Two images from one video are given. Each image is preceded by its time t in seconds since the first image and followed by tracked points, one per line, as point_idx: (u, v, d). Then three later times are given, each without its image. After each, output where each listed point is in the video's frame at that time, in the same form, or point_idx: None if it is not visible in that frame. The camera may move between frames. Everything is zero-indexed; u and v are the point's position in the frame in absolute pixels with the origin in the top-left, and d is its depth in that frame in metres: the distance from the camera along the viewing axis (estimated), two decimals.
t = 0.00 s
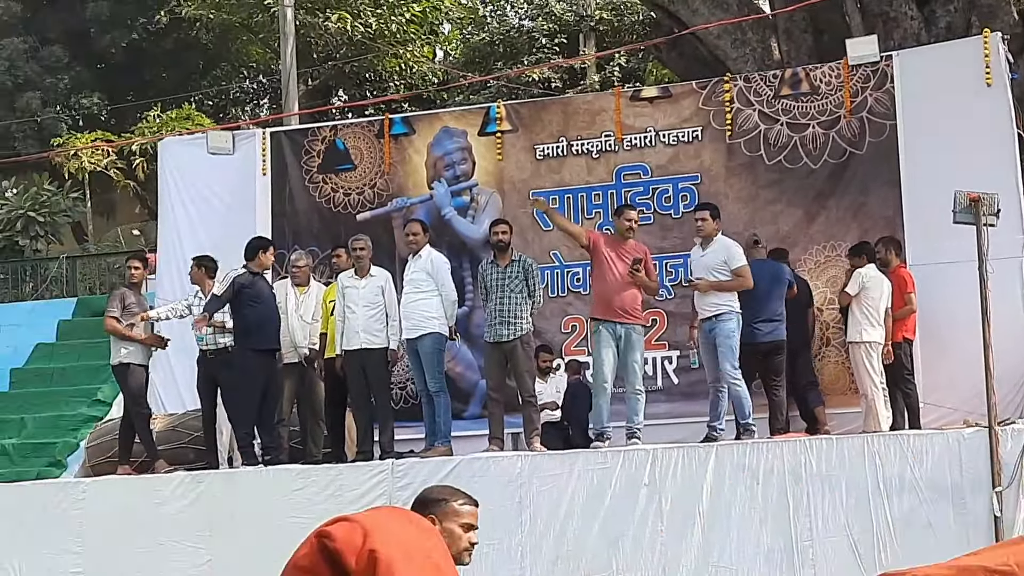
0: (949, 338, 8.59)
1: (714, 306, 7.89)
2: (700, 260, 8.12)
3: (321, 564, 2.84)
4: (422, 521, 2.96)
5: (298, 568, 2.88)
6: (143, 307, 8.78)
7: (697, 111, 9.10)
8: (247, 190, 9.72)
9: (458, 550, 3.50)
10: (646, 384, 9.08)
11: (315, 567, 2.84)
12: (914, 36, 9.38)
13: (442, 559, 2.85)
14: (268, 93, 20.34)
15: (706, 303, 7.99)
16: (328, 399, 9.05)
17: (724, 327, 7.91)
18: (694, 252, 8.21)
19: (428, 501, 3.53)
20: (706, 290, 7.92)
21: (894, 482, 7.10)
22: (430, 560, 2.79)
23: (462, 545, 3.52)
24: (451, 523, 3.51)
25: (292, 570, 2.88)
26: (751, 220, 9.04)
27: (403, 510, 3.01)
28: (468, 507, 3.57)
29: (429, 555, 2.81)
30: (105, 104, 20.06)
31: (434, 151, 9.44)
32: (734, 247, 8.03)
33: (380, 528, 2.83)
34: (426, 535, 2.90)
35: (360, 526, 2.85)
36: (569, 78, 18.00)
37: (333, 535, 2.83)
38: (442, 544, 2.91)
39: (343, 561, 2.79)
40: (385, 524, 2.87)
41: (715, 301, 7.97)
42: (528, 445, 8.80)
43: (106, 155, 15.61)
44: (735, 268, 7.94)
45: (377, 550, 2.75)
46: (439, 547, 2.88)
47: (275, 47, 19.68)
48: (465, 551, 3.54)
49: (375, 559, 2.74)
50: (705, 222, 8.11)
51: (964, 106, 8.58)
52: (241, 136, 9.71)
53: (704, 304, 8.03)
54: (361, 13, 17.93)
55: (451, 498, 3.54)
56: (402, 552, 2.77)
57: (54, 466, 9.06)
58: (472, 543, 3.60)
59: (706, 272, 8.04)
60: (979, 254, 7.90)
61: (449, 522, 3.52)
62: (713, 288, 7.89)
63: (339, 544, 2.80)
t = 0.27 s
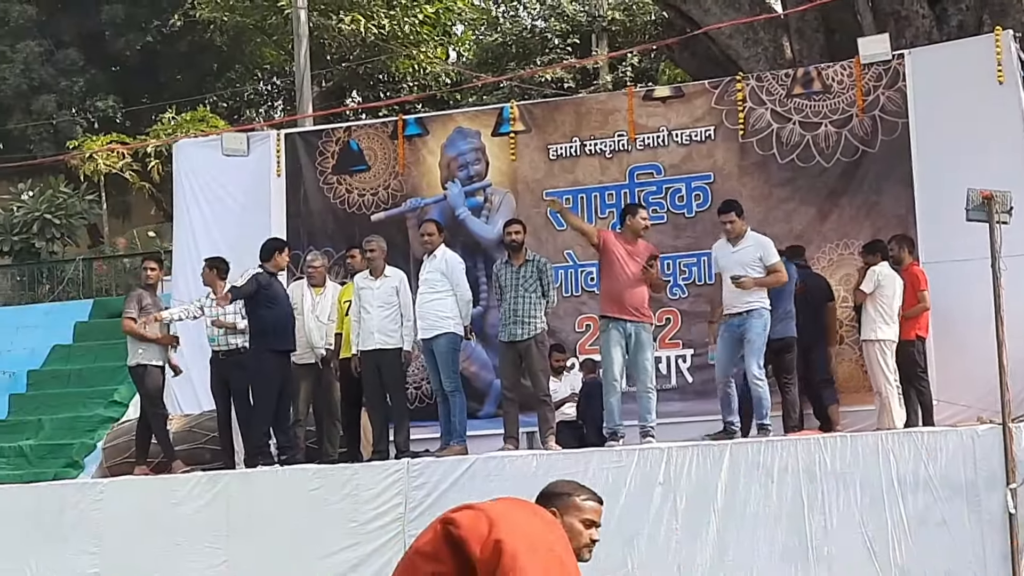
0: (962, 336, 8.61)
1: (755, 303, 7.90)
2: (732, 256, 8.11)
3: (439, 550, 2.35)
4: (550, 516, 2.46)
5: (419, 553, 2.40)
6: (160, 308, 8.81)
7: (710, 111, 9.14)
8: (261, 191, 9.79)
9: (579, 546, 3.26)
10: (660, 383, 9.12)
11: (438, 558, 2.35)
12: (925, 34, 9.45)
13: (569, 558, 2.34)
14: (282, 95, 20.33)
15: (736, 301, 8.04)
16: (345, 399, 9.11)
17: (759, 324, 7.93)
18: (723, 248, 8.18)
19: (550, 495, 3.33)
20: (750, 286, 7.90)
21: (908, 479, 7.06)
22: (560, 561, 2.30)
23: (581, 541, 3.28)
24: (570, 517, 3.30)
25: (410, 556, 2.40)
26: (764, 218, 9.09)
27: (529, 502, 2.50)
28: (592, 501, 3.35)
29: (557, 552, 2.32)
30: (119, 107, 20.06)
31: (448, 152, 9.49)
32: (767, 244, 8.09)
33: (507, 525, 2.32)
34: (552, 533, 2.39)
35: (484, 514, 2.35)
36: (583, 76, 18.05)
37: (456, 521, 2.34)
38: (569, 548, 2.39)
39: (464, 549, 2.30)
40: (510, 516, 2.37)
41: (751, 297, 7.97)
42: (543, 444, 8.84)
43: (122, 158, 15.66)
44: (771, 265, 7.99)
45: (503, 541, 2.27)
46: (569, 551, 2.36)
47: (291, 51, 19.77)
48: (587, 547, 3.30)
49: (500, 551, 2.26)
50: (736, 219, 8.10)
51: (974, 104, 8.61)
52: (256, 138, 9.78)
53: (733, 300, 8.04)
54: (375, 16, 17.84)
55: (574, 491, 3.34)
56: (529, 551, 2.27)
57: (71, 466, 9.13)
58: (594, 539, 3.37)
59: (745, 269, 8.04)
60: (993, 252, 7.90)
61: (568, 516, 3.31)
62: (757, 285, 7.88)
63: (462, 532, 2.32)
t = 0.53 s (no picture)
0: (978, 334, 8.57)
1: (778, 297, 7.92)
2: (753, 250, 8.10)
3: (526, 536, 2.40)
4: (638, 498, 2.50)
5: (504, 541, 2.45)
6: (174, 309, 8.80)
7: (724, 109, 9.12)
8: (274, 192, 9.78)
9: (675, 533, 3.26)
10: (675, 383, 9.09)
11: (523, 543, 2.41)
12: (940, 32, 9.43)
13: (657, 544, 2.36)
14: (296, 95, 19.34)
15: (751, 296, 8.03)
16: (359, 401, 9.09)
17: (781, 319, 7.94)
18: (742, 242, 8.16)
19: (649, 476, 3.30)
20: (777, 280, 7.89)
21: (924, 478, 7.04)
22: (648, 548, 2.33)
23: (676, 526, 3.27)
24: (668, 501, 3.26)
25: (495, 544, 2.45)
26: (779, 217, 9.07)
27: (617, 485, 2.53)
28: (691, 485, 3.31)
29: (645, 538, 2.36)
30: (132, 108, 19.33)
31: (461, 152, 9.49)
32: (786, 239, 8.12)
33: (595, 512, 2.35)
34: (645, 516, 2.42)
35: (569, 500, 2.40)
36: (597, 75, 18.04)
37: (540, 508, 2.39)
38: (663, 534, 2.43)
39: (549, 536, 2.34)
40: (595, 499, 2.41)
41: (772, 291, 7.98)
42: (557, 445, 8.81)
43: (136, 158, 15.58)
44: (792, 259, 8.01)
45: (587, 528, 2.30)
46: (657, 535, 2.40)
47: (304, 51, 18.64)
48: (681, 533, 3.28)
49: (583, 539, 2.30)
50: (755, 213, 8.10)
51: (989, 103, 8.58)
52: (269, 138, 9.78)
53: (752, 295, 8.03)
54: (387, 15, 17.28)
55: (675, 474, 3.30)
56: (616, 539, 2.30)
57: (85, 468, 9.11)
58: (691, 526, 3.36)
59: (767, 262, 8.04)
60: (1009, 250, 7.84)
61: (665, 500, 3.27)
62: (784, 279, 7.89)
63: (545, 519, 2.36)
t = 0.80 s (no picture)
0: (992, 334, 8.56)
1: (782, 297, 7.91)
2: (758, 249, 8.10)
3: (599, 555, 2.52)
4: (715, 512, 2.59)
5: (578, 559, 2.58)
6: (188, 309, 8.80)
7: (735, 109, 9.14)
8: (286, 192, 9.81)
9: (765, 543, 3.13)
10: (688, 383, 9.10)
11: (594, 561, 2.53)
12: (951, 32, 9.45)
13: (727, 553, 2.48)
14: (307, 96, 19.66)
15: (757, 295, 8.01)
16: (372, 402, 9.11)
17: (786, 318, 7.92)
18: (748, 241, 8.16)
19: (741, 483, 3.18)
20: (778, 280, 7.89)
21: (937, 477, 6.92)
22: (716, 560, 2.44)
23: (768, 536, 3.14)
24: (757, 510, 3.14)
25: (571, 561, 2.58)
26: (791, 217, 9.08)
27: (696, 495, 2.64)
28: (785, 493, 3.16)
29: (714, 551, 2.46)
30: (145, 109, 19.29)
31: (473, 152, 9.52)
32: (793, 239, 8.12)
33: (664, 531, 2.45)
34: (716, 527, 2.54)
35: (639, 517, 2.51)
36: (607, 77, 18.11)
37: (609, 527, 2.50)
38: (739, 543, 2.55)
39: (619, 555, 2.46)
40: (665, 515, 2.52)
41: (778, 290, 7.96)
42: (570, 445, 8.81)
43: (148, 159, 15.58)
44: (797, 260, 7.99)
45: (653, 550, 2.41)
46: (728, 551, 2.49)
47: (314, 50, 18.57)
48: (774, 543, 3.15)
49: (649, 559, 2.41)
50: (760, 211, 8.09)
51: (999, 102, 8.61)
52: (281, 139, 9.80)
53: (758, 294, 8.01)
54: (399, 16, 17.23)
55: (767, 482, 3.16)
56: (686, 557, 2.41)
57: (97, 469, 9.11)
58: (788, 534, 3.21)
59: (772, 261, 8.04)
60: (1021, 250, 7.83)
61: (754, 509, 3.15)
62: (785, 280, 7.89)
63: (613, 537, 2.48)
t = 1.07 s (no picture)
0: (1002, 338, 8.54)
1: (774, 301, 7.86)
2: (754, 251, 8.01)
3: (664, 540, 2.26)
4: (787, 497, 2.29)
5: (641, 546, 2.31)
6: (198, 313, 8.79)
7: (744, 113, 9.15)
8: (295, 196, 9.84)
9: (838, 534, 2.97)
10: (696, 387, 9.10)
11: (657, 548, 2.27)
12: (960, 36, 9.46)
13: (796, 539, 2.19)
14: (315, 100, 19.61)
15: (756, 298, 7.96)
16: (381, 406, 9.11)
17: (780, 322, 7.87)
18: (745, 243, 8.09)
19: (815, 472, 3.03)
20: (768, 281, 7.85)
21: (946, 482, 6.89)
22: (781, 545, 2.16)
23: (843, 525, 2.98)
24: (831, 500, 2.98)
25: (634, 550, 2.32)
26: (799, 221, 9.09)
27: (768, 482, 2.35)
28: (862, 481, 3.00)
29: (778, 534, 2.18)
30: (153, 113, 19.29)
31: (482, 156, 9.54)
32: (790, 240, 8.01)
33: (725, 514, 2.18)
34: (786, 513, 2.24)
35: (703, 501, 2.24)
36: (615, 80, 18.13)
37: (673, 510, 2.24)
38: (811, 530, 2.25)
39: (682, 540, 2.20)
40: (729, 501, 2.23)
41: (772, 293, 7.90)
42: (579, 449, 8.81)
43: (156, 163, 15.55)
44: (793, 261, 7.89)
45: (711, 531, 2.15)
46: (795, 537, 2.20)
47: (322, 53, 18.39)
48: (850, 533, 3.00)
49: (707, 542, 2.15)
50: (755, 212, 8.02)
51: (1010, 106, 8.56)
52: (289, 143, 9.82)
53: (754, 297, 7.95)
54: (407, 20, 17.24)
55: (841, 469, 3.00)
56: (749, 542, 2.14)
57: (106, 474, 9.11)
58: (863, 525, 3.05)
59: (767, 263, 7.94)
60: None
61: (828, 498, 3.00)
62: (774, 282, 7.84)
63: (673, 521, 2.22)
